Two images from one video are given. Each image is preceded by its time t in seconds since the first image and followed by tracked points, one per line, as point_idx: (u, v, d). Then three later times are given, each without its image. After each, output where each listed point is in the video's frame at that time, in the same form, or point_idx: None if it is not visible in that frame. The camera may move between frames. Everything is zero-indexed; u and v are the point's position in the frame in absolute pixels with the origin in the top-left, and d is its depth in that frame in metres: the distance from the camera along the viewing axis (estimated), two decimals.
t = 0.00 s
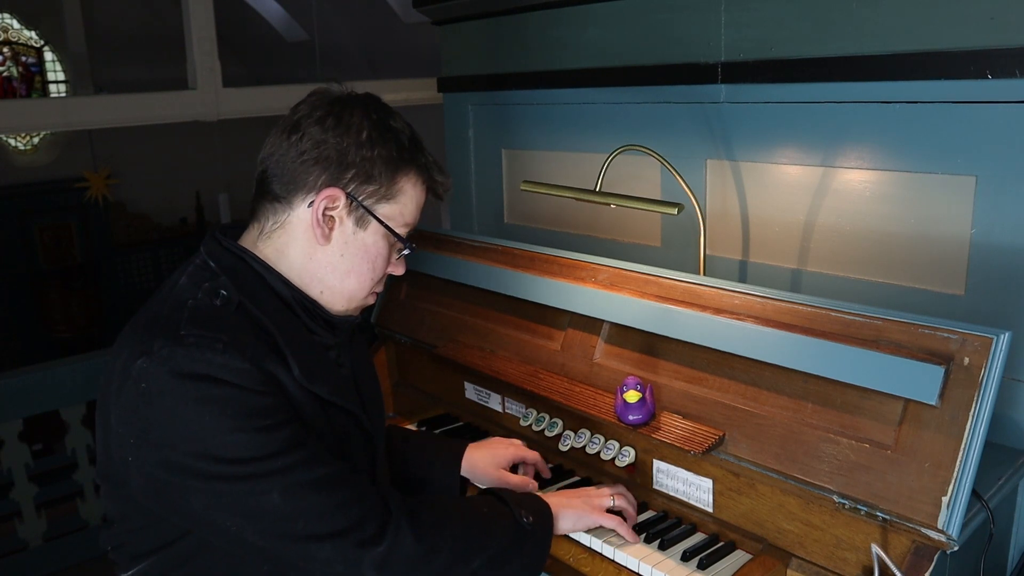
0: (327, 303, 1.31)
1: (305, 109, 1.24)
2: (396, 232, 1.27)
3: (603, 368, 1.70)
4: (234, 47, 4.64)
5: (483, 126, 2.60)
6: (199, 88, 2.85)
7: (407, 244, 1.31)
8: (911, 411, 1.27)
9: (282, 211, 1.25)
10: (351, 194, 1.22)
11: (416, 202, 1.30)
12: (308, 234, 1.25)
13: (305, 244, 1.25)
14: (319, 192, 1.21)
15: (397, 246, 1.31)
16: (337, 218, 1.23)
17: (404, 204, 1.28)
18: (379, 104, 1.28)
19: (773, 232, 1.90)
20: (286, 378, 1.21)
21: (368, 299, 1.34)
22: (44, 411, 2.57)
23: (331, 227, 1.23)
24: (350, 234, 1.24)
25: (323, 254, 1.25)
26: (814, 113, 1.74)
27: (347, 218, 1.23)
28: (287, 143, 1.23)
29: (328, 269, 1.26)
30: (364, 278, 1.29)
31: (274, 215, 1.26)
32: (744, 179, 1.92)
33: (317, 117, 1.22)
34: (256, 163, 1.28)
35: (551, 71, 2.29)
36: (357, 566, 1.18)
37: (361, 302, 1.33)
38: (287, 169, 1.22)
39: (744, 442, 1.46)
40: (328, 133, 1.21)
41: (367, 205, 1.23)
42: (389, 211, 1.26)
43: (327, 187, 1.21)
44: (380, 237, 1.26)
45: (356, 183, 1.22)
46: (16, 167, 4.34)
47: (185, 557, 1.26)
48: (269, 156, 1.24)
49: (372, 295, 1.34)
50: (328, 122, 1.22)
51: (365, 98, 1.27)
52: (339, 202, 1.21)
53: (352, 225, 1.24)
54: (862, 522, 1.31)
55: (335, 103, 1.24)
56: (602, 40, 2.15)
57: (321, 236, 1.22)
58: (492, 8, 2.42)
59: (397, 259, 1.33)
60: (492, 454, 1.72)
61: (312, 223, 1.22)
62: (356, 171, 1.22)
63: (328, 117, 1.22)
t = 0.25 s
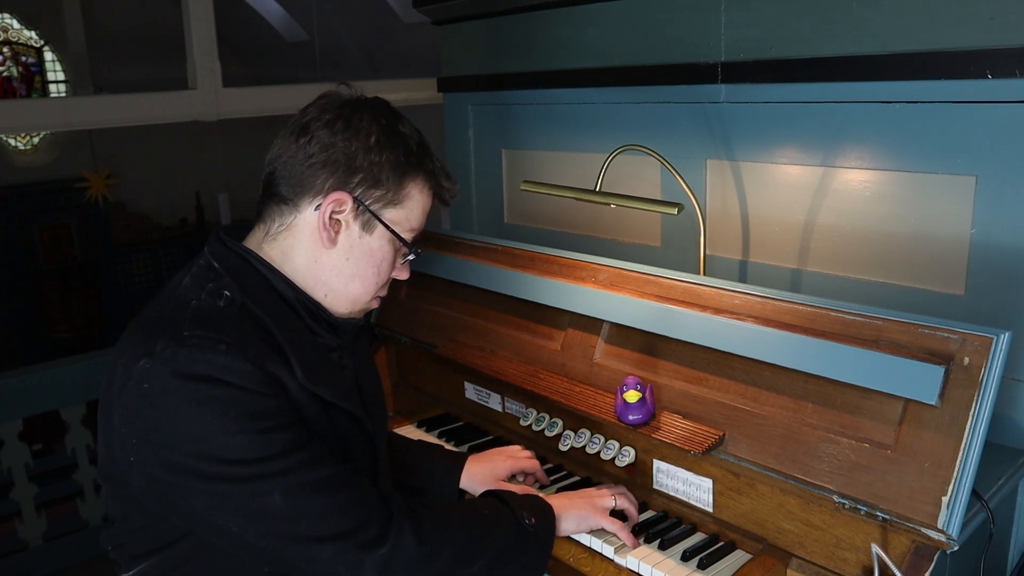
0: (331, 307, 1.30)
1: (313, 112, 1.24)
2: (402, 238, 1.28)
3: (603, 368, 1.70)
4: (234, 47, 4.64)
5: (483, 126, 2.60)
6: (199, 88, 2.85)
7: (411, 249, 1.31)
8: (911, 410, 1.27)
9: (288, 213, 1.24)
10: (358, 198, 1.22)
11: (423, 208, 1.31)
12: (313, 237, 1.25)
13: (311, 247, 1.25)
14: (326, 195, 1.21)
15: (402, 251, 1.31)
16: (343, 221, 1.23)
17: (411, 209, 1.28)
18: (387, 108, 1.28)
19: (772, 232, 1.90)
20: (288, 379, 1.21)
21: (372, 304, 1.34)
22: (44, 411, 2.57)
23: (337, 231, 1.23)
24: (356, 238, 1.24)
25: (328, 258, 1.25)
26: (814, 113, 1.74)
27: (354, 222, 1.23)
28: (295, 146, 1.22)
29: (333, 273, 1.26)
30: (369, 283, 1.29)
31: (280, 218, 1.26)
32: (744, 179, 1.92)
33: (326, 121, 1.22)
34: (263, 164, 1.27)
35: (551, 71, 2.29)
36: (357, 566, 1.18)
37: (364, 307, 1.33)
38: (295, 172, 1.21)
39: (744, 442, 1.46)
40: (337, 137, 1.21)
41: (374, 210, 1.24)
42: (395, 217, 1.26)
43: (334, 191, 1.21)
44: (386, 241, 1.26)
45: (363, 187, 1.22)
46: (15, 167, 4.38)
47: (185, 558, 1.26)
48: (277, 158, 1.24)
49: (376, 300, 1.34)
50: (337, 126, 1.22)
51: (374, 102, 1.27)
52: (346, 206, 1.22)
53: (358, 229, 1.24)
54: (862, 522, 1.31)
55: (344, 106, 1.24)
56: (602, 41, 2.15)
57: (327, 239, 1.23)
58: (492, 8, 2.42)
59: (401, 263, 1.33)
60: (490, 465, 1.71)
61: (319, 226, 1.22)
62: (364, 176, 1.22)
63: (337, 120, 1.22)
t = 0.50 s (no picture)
0: (331, 307, 1.30)
1: (313, 112, 1.24)
2: (402, 237, 1.28)
3: (603, 368, 1.70)
4: (234, 48, 4.64)
5: (483, 126, 2.60)
6: (199, 88, 2.85)
7: (411, 249, 1.31)
8: (911, 411, 1.27)
9: (288, 214, 1.24)
10: (358, 199, 1.22)
11: (422, 207, 1.31)
12: (313, 238, 1.25)
13: (311, 248, 1.25)
14: (327, 196, 1.21)
15: (402, 250, 1.31)
16: (343, 222, 1.23)
17: (411, 208, 1.28)
18: (386, 107, 1.28)
19: (772, 232, 1.90)
20: (288, 380, 1.21)
21: (372, 303, 1.34)
22: (44, 411, 2.57)
23: (337, 231, 1.23)
24: (356, 238, 1.24)
25: (328, 258, 1.25)
26: (814, 113, 1.74)
27: (354, 222, 1.23)
28: (295, 146, 1.22)
29: (333, 273, 1.26)
30: (369, 283, 1.29)
31: (280, 218, 1.26)
32: (744, 178, 1.92)
33: (325, 121, 1.22)
34: (262, 165, 1.27)
35: (551, 71, 2.29)
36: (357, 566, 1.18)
37: (365, 306, 1.33)
38: (295, 172, 1.21)
39: (744, 442, 1.46)
40: (336, 137, 1.21)
41: (374, 210, 1.24)
42: (396, 216, 1.26)
43: (335, 192, 1.21)
44: (386, 241, 1.26)
45: (363, 187, 1.22)
46: (16, 167, 4.34)
47: (185, 558, 1.26)
48: (276, 159, 1.24)
49: (376, 299, 1.34)
50: (336, 126, 1.21)
51: (373, 102, 1.27)
52: (346, 207, 1.22)
53: (358, 229, 1.24)
54: (862, 522, 1.31)
55: (344, 106, 1.24)
56: (602, 41, 2.15)
57: (327, 240, 1.23)
58: (492, 8, 2.42)
59: (401, 262, 1.34)
60: (493, 462, 1.71)
61: (319, 227, 1.22)
62: (364, 176, 1.22)
63: (336, 120, 1.22)
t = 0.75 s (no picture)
0: (332, 306, 1.30)
1: (309, 111, 1.24)
2: (401, 234, 1.28)
3: (603, 368, 1.70)
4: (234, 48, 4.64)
5: (483, 126, 2.60)
6: (199, 88, 2.85)
7: (410, 246, 1.31)
8: (911, 411, 1.27)
9: (287, 214, 1.24)
10: (357, 197, 1.22)
11: (421, 203, 1.31)
12: (313, 237, 1.25)
13: (310, 248, 1.25)
14: (325, 196, 1.21)
15: (401, 247, 1.31)
16: (342, 221, 1.23)
17: (410, 206, 1.28)
18: (383, 105, 1.28)
19: (773, 232, 1.90)
20: (288, 380, 1.21)
21: (373, 302, 1.34)
22: (44, 410, 2.57)
23: (336, 230, 1.23)
24: (355, 237, 1.25)
25: (328, 258, 1.25)
26: (814, 113, 1.74)
27: (353, 221, 1.23)
28: (292, 146, 1.22)
29: (333, 272, 1.26)
30: (370, 281, 1.29)
31: (279, 219, 1.26)
32: (744, 178, 1.92)
33: (322, 120, 1.22)
34: (260, 165, 1.27)
35: (551, 71, 2.29)
36: (356, 567, 1.18)
37: (365, 305, 1.33)
38: (293, 173, 1.21)
39: (744, 442, 1.46)
40: (333, 136, 1.21)
41: (373, 208, 1.24)
42: (394, 214, 1.26)
43: (333, 191, 1.21)
44: (385, 239, 1.26)
45: (362, 186, 1.22)
46: (15, 167, 4.39)
47: (185, 558, 1.26)
48: (274, 159, 1.24)
49: (377, 297, 1.35)
50: (333, 125, 1.21)
51: (369, 99, 1.27)
52: (345, 206, 1.22)
53: (358, 228, 1.24)
54: (862, 522, 1.31)
55: (340, 105, 1.24)
56: (602, 41, 2.15)
57: (327, 239, 1.23)
58: (492, 9, 2.42)
59: (401, 260, 1.34)
60: (492, 472, 1.70)
61: (319, 227, 1.22)
62: (362, 174, 1.22)
63: (333, 119, 1.22)
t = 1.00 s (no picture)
0: (332, 306, 1.30)
1: (307, 111, 1.24)
2: (401, 233, 1.28)
3: (603, 368, 1.70)
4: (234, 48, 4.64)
5: (483, 126, 2.60)
6: (199, 88, 2.85)
7: (410, 244, 1.31)
8: (911, 411, 1.27)
9: (287, 214, 1.24)
10: (356, 196, 1.22)
11: (420, 202, 1.31)
12: (313, 237, 1.25)
13: (310, 247, 1.25)
14: (325, 195, 1.21)
15: (401, 245, 1.31)
16: (342, 220, 1.23)
17: (409, 204, 1.28)
18: (381, 104, 1.28)
19: (773, 232, 1.90)
20: (288, 380, 1.21)
21: (373, 301, 1.34)
22: (44, 410, 2.57)
23: (336, 230, 1.23)
24: (355, 236, 1.24)
25: (328, 258, 1.25)
26: (814, 113, 1.74)
27: (353, 220, 1.23)
28: (291, 146, 1.22)
29: (333, 272, 1.26)
30: (370, 280, 1.29)
31: (278, 219, 1.26)
32: (744, 178, 1.92)
33: (320, 119, 1.22)
34: (259, 166, 1.27)
35: (551, 71, 2.29)
36: (356, 567, 1.18)
37: (366, 304, 1.33)
38: (292, 173, 1.21)
39: (744, 442, 1.46)
40: (332, 135, 1.21)
41: (373, 207, 1.24)
42: (394, 213, 1.26)
43: (333, 190, 1.21)
44: (385, 238, 1.26)
45: (362, 185, 1.22)
46: (16, 167, 4.38)
47: (185, 559, 1.26)
48: (273, 159, 1.24)
49: (377, 297, 1.34)
50: (332, 124, 1.21)
51: (367, 98, 1.27)
52: (345, 205, 1.22)
53: (358, 227, 1.24)
54: (862, 522, 1.31)
55: (338, 104, 1.24)
56: (602, 40, 2.15)
57: (327, 238, 1.23)
58: (492, 9, 2.42)
59: (401, 258, 1.33)
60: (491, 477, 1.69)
61: (319, 226, 1.22)
62: (361, 173, 1.22)
63: (331, 118, 1.22)
